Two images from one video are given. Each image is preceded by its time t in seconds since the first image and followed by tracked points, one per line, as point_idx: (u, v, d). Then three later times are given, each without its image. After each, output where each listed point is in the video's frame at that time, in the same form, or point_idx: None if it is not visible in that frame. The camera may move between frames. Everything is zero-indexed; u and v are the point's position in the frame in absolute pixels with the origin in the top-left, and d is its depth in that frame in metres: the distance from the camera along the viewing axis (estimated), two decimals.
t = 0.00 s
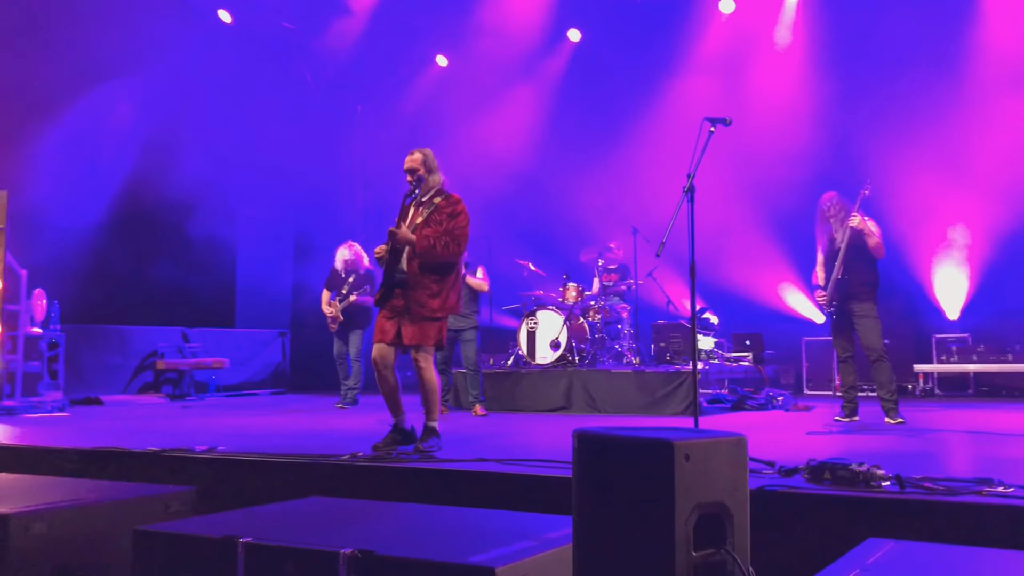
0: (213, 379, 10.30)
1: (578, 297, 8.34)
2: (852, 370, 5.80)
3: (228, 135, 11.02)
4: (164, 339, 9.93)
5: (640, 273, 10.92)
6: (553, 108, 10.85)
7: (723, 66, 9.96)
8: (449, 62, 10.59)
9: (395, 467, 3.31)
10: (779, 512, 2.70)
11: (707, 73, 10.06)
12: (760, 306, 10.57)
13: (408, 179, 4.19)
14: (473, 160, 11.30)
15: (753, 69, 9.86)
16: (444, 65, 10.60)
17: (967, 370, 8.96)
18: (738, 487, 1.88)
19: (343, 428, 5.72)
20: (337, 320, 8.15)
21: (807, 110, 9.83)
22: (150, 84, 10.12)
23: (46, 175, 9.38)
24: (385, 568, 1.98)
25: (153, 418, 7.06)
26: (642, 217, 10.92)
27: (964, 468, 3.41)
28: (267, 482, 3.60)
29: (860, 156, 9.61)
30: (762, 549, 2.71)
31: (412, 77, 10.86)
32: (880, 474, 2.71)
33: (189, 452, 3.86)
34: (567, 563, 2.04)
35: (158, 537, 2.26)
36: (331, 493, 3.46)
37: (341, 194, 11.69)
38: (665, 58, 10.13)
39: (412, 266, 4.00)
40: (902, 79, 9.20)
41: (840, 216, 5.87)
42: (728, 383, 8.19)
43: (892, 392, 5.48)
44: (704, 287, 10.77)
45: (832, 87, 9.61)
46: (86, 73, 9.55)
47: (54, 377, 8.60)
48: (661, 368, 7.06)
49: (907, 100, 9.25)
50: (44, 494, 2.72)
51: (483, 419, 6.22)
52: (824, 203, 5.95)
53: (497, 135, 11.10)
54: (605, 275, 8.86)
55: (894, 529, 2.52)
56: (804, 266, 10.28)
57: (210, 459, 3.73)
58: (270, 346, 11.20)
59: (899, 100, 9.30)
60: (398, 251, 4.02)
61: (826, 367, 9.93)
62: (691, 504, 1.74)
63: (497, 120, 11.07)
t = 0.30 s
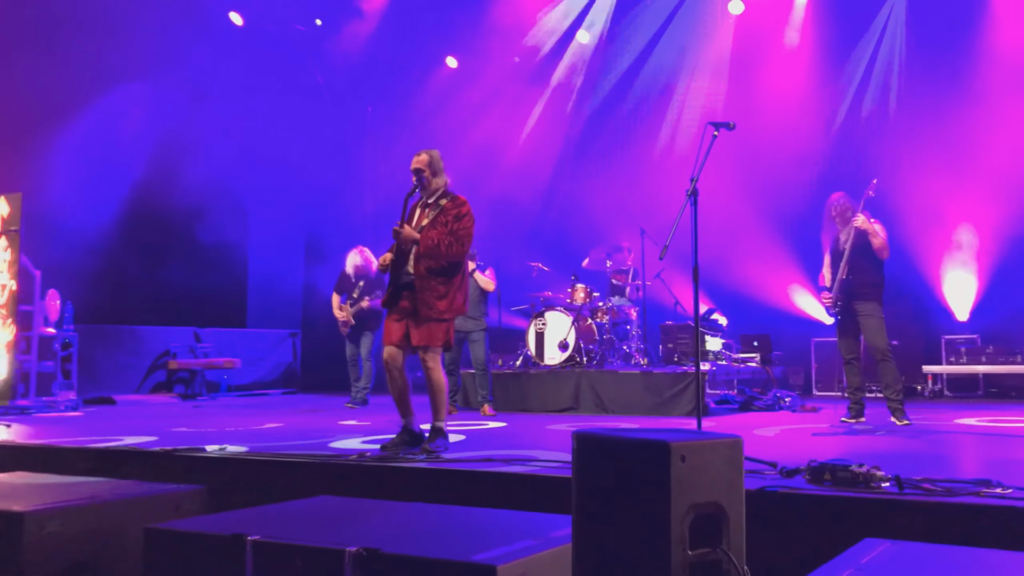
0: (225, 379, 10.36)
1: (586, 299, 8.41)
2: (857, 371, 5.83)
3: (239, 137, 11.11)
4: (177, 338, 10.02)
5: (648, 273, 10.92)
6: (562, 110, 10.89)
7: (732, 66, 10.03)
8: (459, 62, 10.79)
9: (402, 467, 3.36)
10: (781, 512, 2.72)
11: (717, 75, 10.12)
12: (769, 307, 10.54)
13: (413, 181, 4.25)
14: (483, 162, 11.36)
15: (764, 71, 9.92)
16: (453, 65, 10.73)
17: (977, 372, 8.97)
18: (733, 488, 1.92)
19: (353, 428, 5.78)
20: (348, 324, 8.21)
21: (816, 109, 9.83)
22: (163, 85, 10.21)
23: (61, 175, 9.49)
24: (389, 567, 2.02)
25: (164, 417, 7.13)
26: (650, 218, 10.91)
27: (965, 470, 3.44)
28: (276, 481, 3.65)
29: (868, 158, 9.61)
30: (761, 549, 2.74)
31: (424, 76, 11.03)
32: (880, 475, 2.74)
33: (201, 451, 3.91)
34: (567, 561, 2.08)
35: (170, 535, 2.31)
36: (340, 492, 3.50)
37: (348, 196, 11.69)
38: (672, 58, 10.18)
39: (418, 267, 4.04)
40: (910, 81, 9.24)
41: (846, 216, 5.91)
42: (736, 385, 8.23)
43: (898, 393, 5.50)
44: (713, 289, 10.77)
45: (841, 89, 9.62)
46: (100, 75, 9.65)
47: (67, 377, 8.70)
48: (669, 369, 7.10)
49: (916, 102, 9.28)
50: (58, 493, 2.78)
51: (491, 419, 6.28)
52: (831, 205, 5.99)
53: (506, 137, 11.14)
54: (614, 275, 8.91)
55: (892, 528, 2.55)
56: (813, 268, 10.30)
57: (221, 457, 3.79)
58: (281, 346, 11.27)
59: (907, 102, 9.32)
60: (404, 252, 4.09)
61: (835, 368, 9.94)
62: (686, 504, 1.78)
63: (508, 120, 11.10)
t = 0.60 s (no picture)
0: (236, 378, 10.41)
1: (594, 299, 8.48)
2: (864, 371, 5.86)
3: (250, 139, 11.18)
4: (189, 337, 10.11)
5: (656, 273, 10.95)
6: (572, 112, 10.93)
7: (741, 67, 10.04)
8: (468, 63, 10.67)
9: (411, 465, 3.41)
10: (781, 510, 2.76)
11: (726, 77, 10.14)
12: (777, 308, 10.56)
13: (418, 186, 4.29)
14: (493, 163, 11.41)
15: (773, 73, 9.92)
16: (463, 67, 10.69)
17: (986, 373, 8.98)
18: (730, 487, 1.97)
19: (361, 426, 5.84)
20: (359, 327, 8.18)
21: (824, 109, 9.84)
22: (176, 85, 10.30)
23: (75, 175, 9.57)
24: (397, 562, 2.07)
25: (176, 415, 7.21)
26: (659, 219, 10.92)
27: (965, 469, 3.48)
28: (286, 478, 3.70)
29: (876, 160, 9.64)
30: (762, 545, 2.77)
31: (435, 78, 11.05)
32: (881, 475, 2.79)
33: (213, 448, 3.98)
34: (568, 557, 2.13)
35: (184, 529, 2.37)
36: (350, 490, 3.56)
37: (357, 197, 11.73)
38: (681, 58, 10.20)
39: (426, 271, 4.11)
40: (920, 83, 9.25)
41: (852, 219, 5.94)
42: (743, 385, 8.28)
43: (904, 394, 5.54)
44: (721, 289, 10.79)
45: (851, 92, 9.63)
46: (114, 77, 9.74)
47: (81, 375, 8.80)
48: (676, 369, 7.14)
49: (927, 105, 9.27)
50: (75, 488, 2.85)
51: (499, 418, 6.33)
52: (837, 207, 6.00)
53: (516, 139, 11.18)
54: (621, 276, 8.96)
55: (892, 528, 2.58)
56: (822, 269, 10.32)
57: (233, 455, 3.85)
58: (292, 346, 11.34)
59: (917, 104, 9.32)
60: (411, 256, 4.13)
61: (843, 368, 9.96)
62: (685, 501, 1.84)
63: (518, 121, 11.13)
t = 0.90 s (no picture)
0: (243, 371, 10.52)
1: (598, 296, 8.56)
2: (865, 370, 5.91)
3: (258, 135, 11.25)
4: (195, 331, 10.21)
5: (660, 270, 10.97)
6: (579, 110, 10.97)
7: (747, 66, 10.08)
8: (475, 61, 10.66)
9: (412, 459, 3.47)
10: (773, 507, 2.80)
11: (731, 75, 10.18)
12: (780, 305, 10.60)
13: (422, 185, 4.36)
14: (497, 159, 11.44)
15: (778, 71, 9.97)
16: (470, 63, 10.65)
17: (988, 371, 9.03)
18: (719, 483, 2.04)
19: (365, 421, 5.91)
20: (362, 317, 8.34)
21: (828, 106, 9.86)
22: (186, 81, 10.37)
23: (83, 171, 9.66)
24: (395, 554, 2.14)
25: (183, 409, 7.30)
26: (663, 217, 10.95)
27: (959, 467, 3.53)
28: (290, 472, 3.77)
29: (881, 159, 9.67)
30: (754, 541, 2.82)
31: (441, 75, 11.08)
32: (871, 472, 2.84)
33: (218, 442, 4.05)
34: (561, 551, 2.19)
35: (190, 521, 2.44)
36: (352, 483, 3.62)
37: (363, 193, 11.79)
38: (685, 56, 10.23)
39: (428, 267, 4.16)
40: (924, 81, 9.27)
41: (853, 219, 5.98)
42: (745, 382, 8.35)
43: (904, 392, 5.58)
44: (724, 287, 10.83)
45: (857, 90, 9.65)
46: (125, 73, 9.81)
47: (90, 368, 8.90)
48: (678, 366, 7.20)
49: (932, 104, 9.29)
50: (83, 480, 2.92)
51: (502, 413, 6.40)
52: (838, 207, 6.05)
53: (522, 137, 11.23)
54: (625, 273, 9.01)
55: (884, 524, 2.62)
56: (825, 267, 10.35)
57: (238, 449, 3.92)
58: (297, 341, 11.42)
59: (923, 103, 9.34)
60: (413, 253, 4.20)
61: (846, 366, 10.00)
62: (673, 496, 1.90)
63: (524, 118, 11.17)
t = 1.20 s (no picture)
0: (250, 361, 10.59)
1: (601, 287, 8.68)
2: (867, 361, 5.94)
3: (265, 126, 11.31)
4: (204, 321, 10.27)
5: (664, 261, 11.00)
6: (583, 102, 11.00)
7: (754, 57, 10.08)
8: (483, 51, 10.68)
9: (416, 449, 3.52)
10: (770, 495, 2.84)
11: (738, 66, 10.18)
12: (785, 296, 10.62)
13: (428, 175, 4.40)
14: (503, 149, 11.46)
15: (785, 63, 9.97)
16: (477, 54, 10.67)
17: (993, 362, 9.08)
18: (711, 471, 2.09)
19: (370, 410, 5.97)
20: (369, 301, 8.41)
21: (836, 98, 9.86)
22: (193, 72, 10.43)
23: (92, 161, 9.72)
24: (397, 538, 2.18)
25: (191, 397, 7.36)
26: (667, 209, 10.90)
27: (956, 457, 3.57)
28: (295, 460, 3.82)
29: (886, 151, 9.68)
30: (752, 529, 2.86)
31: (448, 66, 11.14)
32: (868, 461, 2.88)
33: (225, 430, 4.10)
34: (557, 537, 2.24)
35: (196, 507, 2.49)
36: (357, 471, 3.68)
37: (369, 184, 11.85)
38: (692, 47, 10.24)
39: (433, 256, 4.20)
40: (931, 71, 9.26)
41: (853, 211, 5.99)
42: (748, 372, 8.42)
43: (905, 382, 5.62)
44: (729, 278, 10.86)
45: (861, 83, 9.66)
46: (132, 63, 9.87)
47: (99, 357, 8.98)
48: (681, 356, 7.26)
49: (936, 97, 9.30)
50: (93, 467, 2.98)
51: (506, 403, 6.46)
52: (840, 199, 6.07)
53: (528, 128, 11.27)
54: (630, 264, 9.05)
55: (880, 513, 2.66)
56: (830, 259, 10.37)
57: (244, 437, 3.97)
58: (305, 330, 11.49)
59: (928, 95, 9.34)
60: (419, 243, 4.24)
61: (850, 356, 10.05)
62: (667, 484, 1.95)
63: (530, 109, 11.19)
